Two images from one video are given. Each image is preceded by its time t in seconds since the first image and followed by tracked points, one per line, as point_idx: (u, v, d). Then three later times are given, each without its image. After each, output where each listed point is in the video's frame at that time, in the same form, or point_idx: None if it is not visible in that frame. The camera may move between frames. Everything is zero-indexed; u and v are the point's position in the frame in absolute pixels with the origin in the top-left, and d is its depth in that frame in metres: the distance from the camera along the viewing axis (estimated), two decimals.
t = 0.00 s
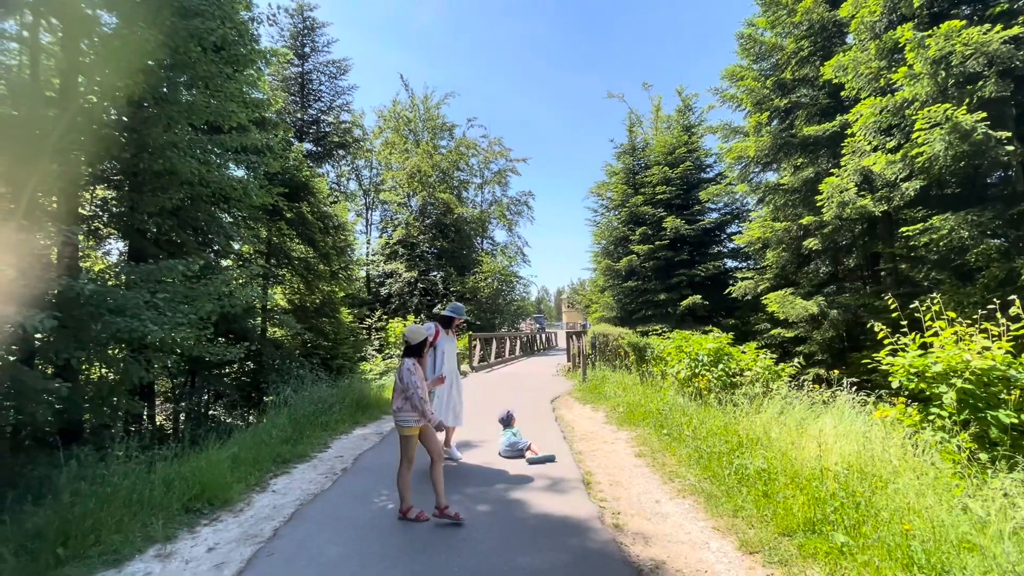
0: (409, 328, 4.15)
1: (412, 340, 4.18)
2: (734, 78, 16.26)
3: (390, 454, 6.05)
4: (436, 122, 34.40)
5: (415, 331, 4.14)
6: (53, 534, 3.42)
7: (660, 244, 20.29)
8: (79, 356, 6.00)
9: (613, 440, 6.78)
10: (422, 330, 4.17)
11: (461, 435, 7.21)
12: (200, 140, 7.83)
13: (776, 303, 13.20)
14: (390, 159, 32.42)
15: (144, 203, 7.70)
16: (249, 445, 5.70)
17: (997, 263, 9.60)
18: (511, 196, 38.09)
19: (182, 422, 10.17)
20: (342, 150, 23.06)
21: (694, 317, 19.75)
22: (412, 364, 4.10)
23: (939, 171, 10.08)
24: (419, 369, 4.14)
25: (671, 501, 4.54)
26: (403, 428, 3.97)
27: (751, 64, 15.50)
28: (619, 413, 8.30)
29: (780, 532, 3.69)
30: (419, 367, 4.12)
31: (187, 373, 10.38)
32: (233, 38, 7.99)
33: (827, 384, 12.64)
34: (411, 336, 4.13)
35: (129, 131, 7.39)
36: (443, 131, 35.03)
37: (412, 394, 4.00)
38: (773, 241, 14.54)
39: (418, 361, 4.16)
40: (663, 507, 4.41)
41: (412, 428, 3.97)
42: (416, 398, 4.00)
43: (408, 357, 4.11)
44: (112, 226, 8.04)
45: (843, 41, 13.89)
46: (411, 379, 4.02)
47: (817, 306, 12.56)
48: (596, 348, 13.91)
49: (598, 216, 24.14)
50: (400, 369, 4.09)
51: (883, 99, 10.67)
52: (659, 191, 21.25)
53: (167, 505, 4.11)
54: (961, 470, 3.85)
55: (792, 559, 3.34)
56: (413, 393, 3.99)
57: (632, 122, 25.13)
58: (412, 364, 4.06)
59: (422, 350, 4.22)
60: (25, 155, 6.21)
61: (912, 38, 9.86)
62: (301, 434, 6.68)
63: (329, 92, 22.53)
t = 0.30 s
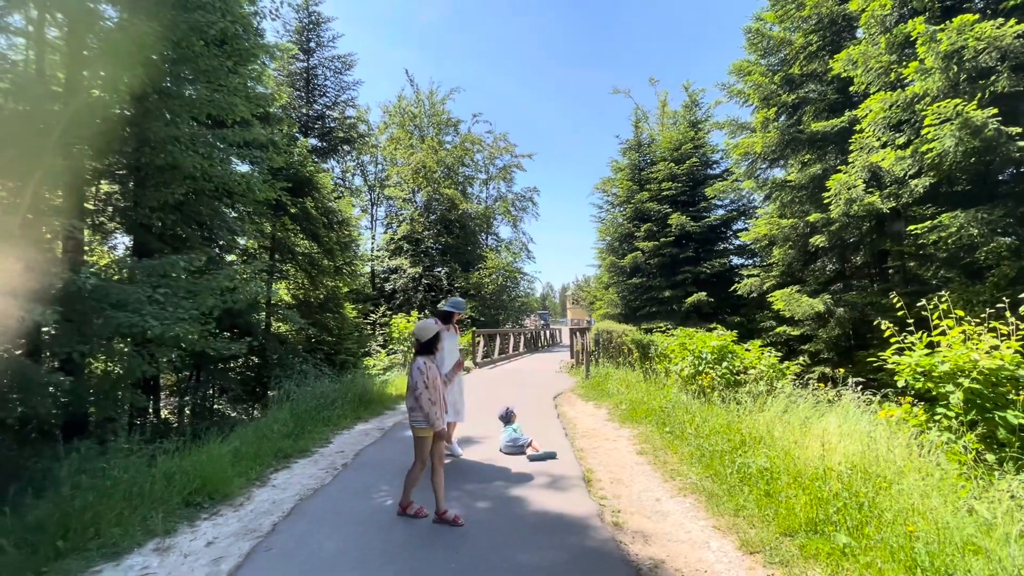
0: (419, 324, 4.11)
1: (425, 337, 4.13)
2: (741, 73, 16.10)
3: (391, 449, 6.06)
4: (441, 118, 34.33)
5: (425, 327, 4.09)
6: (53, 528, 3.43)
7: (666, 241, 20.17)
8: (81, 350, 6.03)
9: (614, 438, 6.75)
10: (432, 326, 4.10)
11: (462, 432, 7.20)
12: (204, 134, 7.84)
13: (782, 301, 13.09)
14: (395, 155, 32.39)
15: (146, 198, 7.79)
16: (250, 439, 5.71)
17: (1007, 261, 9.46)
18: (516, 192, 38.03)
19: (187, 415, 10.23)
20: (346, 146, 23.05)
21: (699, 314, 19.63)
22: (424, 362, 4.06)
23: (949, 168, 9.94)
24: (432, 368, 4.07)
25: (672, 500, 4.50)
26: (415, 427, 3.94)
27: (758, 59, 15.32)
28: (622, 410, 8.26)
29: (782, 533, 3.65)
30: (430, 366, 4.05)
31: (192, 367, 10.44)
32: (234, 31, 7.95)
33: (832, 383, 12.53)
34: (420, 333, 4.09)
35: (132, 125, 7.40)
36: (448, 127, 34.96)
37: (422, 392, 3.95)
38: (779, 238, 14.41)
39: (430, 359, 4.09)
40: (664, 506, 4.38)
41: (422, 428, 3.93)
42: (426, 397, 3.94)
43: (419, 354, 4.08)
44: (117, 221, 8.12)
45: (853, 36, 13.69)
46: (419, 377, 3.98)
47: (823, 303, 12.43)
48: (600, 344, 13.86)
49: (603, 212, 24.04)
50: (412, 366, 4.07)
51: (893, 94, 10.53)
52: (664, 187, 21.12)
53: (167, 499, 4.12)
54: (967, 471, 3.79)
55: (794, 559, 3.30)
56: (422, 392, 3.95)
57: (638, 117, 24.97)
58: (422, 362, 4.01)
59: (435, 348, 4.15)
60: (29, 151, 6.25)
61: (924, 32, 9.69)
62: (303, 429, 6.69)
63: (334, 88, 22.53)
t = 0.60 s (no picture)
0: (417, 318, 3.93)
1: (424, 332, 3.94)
2: (748, 66, 15.88)
3: (387, 444, 6.04)
4: (447, 112, 34.26)
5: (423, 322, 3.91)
6: (43, 520, 3.45)
7: (671, 237, 20.00)
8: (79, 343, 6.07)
9: (613, 435, 6.69)
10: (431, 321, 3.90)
11: (460, 427, 7.16)
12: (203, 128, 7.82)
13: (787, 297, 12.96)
14: (401, 150, 32.37)
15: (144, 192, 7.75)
16: (246, 433, 5.72)
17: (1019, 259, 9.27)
18: (522, 187, 37.91)
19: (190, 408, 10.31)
20: (351, 141, 23.06)
21: (704, 311, 19.48)
22: (424, 358, 3.86)
23: (960, 162, 9.73)
24: (431, 364, 3.87)
25: (667, 498, 4.44)
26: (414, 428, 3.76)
27: (766, 52, 15.10)
28: (622, 406, 8.20)
29: (776, 533, 3.59)
30: (429, 363, 3.84)
31: (195, 361, 10.51)
32: (228, 20, 7.88)
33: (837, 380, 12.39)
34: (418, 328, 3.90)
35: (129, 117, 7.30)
36: (453, 122, 34.89)
37: (420, 391, 3.75)
38: (786, 234, 14.24)
39: (430, 355, 3.87)
40: (659, 504, 4.32)
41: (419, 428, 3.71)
42: (423, 396, 3.73)
43: (418, 350, 3.89)
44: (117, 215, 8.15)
45: (863, 28, 13.43)
46: (416, 375, 3.77)
47: (829, 300, 12.30)
48: (603, 340, 13.80)
49: (608, 207, 23.91)
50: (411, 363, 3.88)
51: (903, 87, 10.33)
52: (670, 183, 20.93)
53: (159, 491, 4.12)
54: (969, 473, 3.70)
55: (787, 561, 3.23)
56: (420, 391, 3.75)
57: (644, 112, 24.75)
58: (420, 359, 3.80)
59: (435, 344, 3.94)
60: (29, 145, 6.33)
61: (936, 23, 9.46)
62: (300, 423, 6.70)
63: (339, 82, 22.53)
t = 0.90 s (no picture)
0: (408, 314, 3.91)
1: (413, 329, 3.90)
2: (755, 59, 15.68)
3: (384, 439, 6.04)
4: (452, 107, 34.18)
5: (413, 317, 3.87)
6: (36, 510, 3.49)
7: (676, 232, 19.85)
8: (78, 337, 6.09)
9: (610, 430, 6.67)
10: (421, 316, 3.87)
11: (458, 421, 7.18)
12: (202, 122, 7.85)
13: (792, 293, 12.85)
14: (406, 144, 32.37)
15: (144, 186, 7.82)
16: (243, 426, 5.78)
17: None
18: (527, 182, 37.81)
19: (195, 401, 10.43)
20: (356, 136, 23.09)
21: (709, 306, 19.35)
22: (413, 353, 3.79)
23: (969, 154, 9.56)
24: (422, 360, 3.81)
25: (659, 493, 4.42)
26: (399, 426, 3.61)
27: (773, 44, 14.89)
28: (621, 402, 8.17)
29: (766, 529, 3.55)
30: (420, 358, 3.79)
31: (199, 355, 10.61)
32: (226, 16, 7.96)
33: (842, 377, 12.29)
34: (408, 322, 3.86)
35: (127, 111, 7.22)
36: (459, 117, 34.83)
37: (410, 386, 3.62)
38: (792, 229, 14.08)
39: (420, 350, 3.82)
40: (650, 499, 4.30)
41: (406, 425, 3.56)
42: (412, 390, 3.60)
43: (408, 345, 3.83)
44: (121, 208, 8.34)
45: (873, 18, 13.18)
46: (405, 369, 3.66)
47: (835, 296, 12.21)
48: (605, 336, 13.76)
49: (613, 202, 23.79)
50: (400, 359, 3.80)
51: (912, 79, 10.14)
52: (676, 177, 20.76)
53: (154, 483, 4.16)
54: (965, 470, 3.64)
55: (775, 557, 3.20)
56: (411, 385, 3.63)
57: (650, 106, 24.54)
58: (409, 352, 3.71)
59: (425, 339, 3.89)
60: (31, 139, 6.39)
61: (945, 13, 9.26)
62: (299, 416, 6.75)
63: (344, 77, 22.52)
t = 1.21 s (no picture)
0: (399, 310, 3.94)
1: (403, 325, 3.94)
2: (760, 54, 15.57)
3: (384, 434, 6.11)
4: (457, 103, 34.16)
5: (404, 313, 3.91)
6: (44, 501, 3.61)
7: (681, 228, 19.79)
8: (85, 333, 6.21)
9: (608, 426, 6.72)
10: (412, 313, 3.91)
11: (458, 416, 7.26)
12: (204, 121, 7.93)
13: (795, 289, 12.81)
14: (411, 141, 32.43)
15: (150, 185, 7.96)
16: (247, 420, 5.88)
17: None
18: (532, 178, 37.77)
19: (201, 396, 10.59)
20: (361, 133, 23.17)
21: (713, 303, 19.29)
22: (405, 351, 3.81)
23: (974, 150, 9.48)
24: (414, 357, 3.87)
25: (653, 488, 4.47)
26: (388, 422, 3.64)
27: (778, 38, 14.78)
28: (621, 398, 8.22)
29: (757, 524, 3.60)
30: (412, 355, 3.84)
31: (205, 351, 10.76)
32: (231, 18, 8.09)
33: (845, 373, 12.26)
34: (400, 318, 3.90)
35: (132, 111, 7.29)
36: (464, 113, 34.84)
37: (403, 384, 3.66)
38: (796, 225, 14.00)
39: (412, 347, 3.87)
40: (644, 494, 4.35)
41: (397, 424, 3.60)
42: (405, 387, 3.65)
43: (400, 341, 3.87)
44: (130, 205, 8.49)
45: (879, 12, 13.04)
46: (398, 367, 3.68)
47: (839, 292, 12.16)
48: (608, 332, 13.79)
49: (617, 198, 23.75)
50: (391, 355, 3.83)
51: (917, 74, 10.05)
52: (680, 173, 20.68)
53: (159, 476, 4.26)
54: (955, 467, 3.67)
55: (762, 551, 3.26)
56: (404, 383, 3.67)
57: (655, 101, 24.41)
58: (403, 349, 3.76)
59: (416, 336, 3.95)
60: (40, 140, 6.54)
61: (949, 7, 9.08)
62: (301, 411, 6.85)
63: (348, 74, 22.59)
